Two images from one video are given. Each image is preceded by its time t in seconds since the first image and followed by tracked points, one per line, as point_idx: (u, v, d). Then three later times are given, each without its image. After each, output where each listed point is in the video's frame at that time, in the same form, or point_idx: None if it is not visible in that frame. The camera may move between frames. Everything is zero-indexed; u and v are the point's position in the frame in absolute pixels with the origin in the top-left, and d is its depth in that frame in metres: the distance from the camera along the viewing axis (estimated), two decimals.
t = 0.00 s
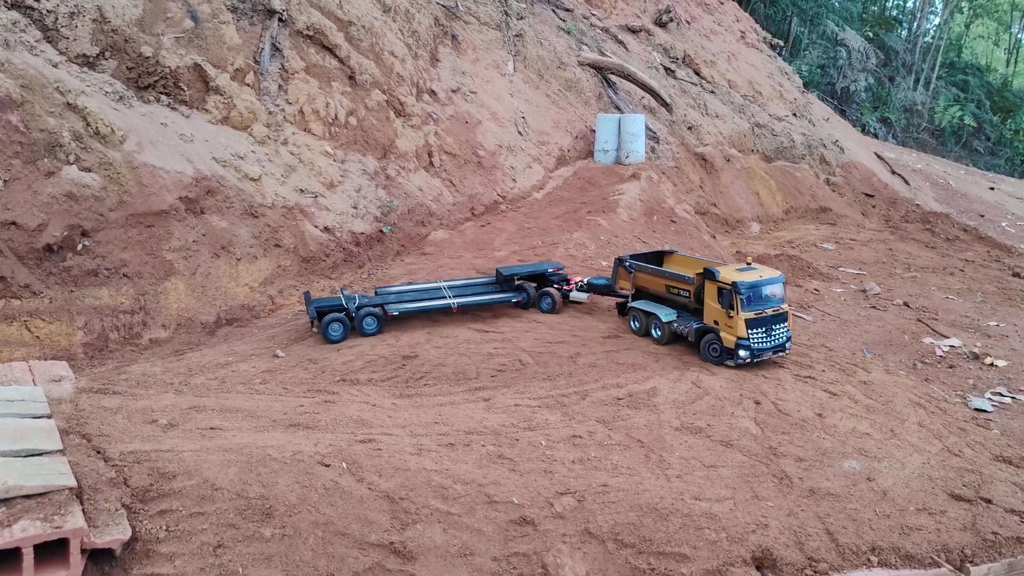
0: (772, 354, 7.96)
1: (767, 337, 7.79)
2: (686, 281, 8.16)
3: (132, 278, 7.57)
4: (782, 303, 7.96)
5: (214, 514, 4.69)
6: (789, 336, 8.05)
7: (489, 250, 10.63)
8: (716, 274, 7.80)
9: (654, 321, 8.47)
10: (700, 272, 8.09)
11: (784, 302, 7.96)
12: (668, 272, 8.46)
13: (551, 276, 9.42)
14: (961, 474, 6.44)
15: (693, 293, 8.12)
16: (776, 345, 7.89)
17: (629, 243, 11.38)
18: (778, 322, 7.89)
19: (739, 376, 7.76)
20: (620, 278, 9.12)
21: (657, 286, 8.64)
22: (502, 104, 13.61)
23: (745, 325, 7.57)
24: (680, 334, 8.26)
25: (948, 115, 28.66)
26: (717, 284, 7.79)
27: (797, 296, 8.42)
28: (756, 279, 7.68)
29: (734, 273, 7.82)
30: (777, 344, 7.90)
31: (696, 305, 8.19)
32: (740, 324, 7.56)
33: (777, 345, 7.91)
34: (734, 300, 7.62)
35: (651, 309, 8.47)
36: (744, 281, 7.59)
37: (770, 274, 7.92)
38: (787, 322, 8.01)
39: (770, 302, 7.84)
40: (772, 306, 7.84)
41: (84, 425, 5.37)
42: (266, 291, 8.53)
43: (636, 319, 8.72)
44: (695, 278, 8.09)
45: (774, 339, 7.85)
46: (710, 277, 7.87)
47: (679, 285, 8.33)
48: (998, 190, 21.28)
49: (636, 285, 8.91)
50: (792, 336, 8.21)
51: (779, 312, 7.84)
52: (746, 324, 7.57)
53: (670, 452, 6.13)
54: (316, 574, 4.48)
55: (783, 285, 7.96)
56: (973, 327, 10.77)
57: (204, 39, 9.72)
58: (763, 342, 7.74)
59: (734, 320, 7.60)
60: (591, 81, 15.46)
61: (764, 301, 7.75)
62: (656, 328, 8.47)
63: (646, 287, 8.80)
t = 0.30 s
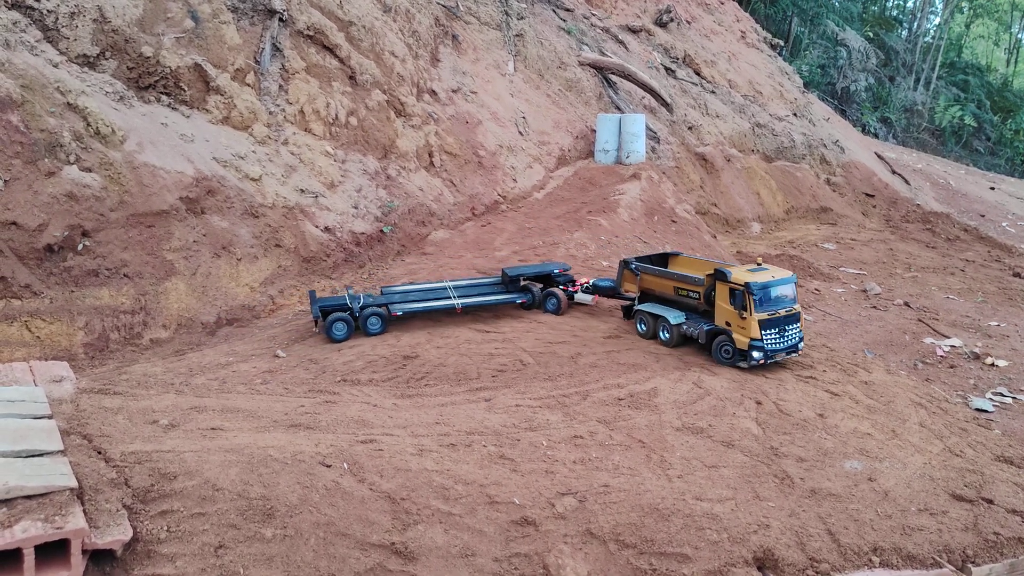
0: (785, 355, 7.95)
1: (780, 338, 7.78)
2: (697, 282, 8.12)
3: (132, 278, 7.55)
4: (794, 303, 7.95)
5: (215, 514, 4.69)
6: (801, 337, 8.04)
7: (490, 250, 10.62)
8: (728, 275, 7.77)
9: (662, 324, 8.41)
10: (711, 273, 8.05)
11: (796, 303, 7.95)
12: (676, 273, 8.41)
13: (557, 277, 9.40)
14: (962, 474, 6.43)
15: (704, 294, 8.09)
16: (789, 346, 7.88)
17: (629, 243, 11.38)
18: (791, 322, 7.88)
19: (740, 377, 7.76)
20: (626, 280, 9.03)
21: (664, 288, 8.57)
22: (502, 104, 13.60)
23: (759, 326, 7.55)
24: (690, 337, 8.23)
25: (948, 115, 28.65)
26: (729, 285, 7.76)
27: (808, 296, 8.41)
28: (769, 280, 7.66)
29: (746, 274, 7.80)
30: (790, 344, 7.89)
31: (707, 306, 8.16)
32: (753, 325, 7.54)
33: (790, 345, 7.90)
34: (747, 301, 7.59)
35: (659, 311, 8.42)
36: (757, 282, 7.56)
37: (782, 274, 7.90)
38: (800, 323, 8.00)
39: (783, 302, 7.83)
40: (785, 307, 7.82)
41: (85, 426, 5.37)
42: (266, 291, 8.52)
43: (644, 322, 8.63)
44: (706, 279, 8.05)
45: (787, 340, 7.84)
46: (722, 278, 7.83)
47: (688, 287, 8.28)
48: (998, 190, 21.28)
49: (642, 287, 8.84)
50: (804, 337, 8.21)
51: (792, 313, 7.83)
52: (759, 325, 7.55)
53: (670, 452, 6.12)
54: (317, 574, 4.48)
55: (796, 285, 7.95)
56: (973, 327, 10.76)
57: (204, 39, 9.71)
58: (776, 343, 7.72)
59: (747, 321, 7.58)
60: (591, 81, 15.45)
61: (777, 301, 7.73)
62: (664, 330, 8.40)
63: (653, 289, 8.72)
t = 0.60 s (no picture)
0: (790, 355, 7.96)
1: (785, 339, 7.78)
2: (701, 283, 8.11)
3: (132, 278, 7.55)
4: (799, 303, 7.96)
5: (216, 514, 4.68)
6: (806, 337, 8.05)
7: (489, 250, 10.62)
8: (733, 275, 7.77)
9: (665, 325, 8.40)
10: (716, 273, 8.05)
11: (801, 303, 7.95)
12: (679, 274, 8.40)
13: (559, 277, 9.38)
14: (963, 474, 6.43)
15: (708, 296, 8.08)
16: (794, 347, 7.89)
17: (629, 243, 11.37)
18: (796, 323, 7.89)
19: (741, 376, 7.76)
20: (628, 281, 9.02)
21: (667, 288, 8.57)
22: (502, 104, 13.59)
23: (764, 327, 7.55)
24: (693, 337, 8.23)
25: (948, 115, 28.66)
26: (734, 286, 7.76)
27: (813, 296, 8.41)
28: (774, 280, 7.67)
29: (751, 274, 7.80)
30: (795, 345, 7.90)
31: (711, 307, 8.16)
32: (758, 326, 7.54)
33: (795, 346, 7.91)
34: (752, 301, 7.60)
35: (661, 312, 8.41)
36: (762, 282, 7.56)
37: (786, 274, 7.90)
38: (804, 323, 8.01)
39: (788, 303, 7.84)
40: (790, 308, 7.83)
41: (85, 426, 5.36)
42: (266, 291, 8.51)
43: (646, 323, 8.61)
44: (710, 279, 8.05)
45: (792, 340, 7.85)
46: (727, 278, 7.83)
47: (692, 287, 8.29)
48: (998, 190, 21.28)
49: (645, 288, 8.83)
50: (809, 337, 8.22)
51: (797, 313, 7.84)
52: (764, 325, 7.55)
53: (671, 452, 6.12)
54: (317, 574, 4.48)
55: (800, 286, 7.95)
56: (973, 327, 10.76)
57: (204, 39, 9.71)
58: (781, 343, 7.73)
59: (752, 321, 7.58)
60: (591, 81, 15.44)
61: (781, 302, 7.74)
62: (666, 331, 8.39)
63: (656, 290, 8.71)
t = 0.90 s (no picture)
0: (791, 356, 7.98)
1: (786, 339, 7.80)
2: (702, 283, 8.13)
3: (132, 278, 7.55)
4: (801, 304, 7.98)
5: (217, 514, 4.69)
6: (807, 338, 8.07)
7: (489, 250, 10.63)
8: (735, 276, 7.78)
9: (666, 325, 8.40)
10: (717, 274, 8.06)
11: (803, 303, 7.97)
12: (680, 274, 8.41)
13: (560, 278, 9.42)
14: (963, 474, 6.44)
15: (709, 296, 8.09)
16: (796, 347, 7.91)
17: (629, 243, 11.38)
18: (798, 323, 7.90)
19: (741, 376, 7.77)
20: (629, 281, 9.01)
21: (668, 289, 8.58)
22: (502, 104, 13.60)
23: (766, 328, 7.56)
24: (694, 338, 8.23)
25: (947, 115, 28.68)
26: (735, 286, 7.77)
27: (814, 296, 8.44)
28: (775, 280, 7.68)
29: (752, 274, 7.81)
30: (796, 345, 7.92)
31: (712, 308, 8.17)
32: (760, 326, 7.55)
33: (796, 346, 7.93)
34: (753, 301, 7.61)
35: (662, 312, 8.41)
36: (763, 283, 7.58)
37: (788, 274, 7.92)
38: (806, 324, 8.03)
39: (789, 304, 7.85)
40: (791, 308, 7.84)
41: (86, 426, 5.36)
42: (267, 291, 8.51)
43: (647, 323, 8.61)
44: (711, 280, 8.06)
45: (793, 341, 7.87)
46: (728, 278, 7.83)
47: (693, 288, 8.29)
48: (998, 190, 21.30)
49: (645, 289, 8.83)
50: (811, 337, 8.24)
51: (798, 314, 7.85)
52: (765, 326, 7.57)
53: (671, 453, 6.12)
54: (319, 574, 4.48)
55: (802, 286, 7.96)
56: (973, 327, 10.77)
57: (204, 40, 9.71)
58: (783, 344, 7.75)
59: (754, 322, 7.60)
60: (591, 82, 15.45)
61: (783, 302, 7.75)
62: (667, 331, 8.39)
63: (656, 290, 8.71)
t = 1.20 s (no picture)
0: (802, 359, 7.93)
1: (798, 343, 7.75)
2: (711, 286, 8.04)
3: (132, 278, 7.55)
4: (811, 307, 7.94)
5: (216, 515, 4.70)
6: (817, 341, 8.03)
7: (489, 250, 10.64)
8: (746, 279, 7.71)
9: (672, 327, 8.31)
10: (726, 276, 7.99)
11: (813, 307, 7.93)
12: (687, 276, 8.33)
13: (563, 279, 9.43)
14: (962, 475, 6.44)
15: (718, 299, 8.02)
16: (806, 351, 7.87)
17: (629, 244, 11.39)
18: (808, 326, 7.86)
19: (740, 376, 7.78)
20: (632, 283, 9.05)
21: (675, 291, 8.50)
22: (502, 104, 13.61)
23: (778, 331, 7.51)
24: (701, 340, 8.18)
25: (947, 115, 28.68)
26: (747, 289, 7.70)
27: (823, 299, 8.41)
28: (787, 283, 7.63)
29: (763, 277, 7.75)
30: (807, 348, 7.88)
31: (721, 310, 8.10)
32: (772, 329, 7.50)
33: (807, 350, 7.89)
34: (765, 304, 7.55)
35: (669, 313, 8.33)
36: (775, 285, 7.52)
37: (799, 277, 7.88)
38: (816, 327, 8.00)
39: (801, 306, 7.81)
40: (803, 311, 7.81)
41: (85, 426, 5.37)
42: (266, 291, 8.52)
43: (652, 325, 8.52)
44: (721, 282, 7.98)
45: (804, 344, 7.83)
46: (738, 281, 7.77)
47: (701, 290, 8.21)
48: (998, 190, 21.30)
49: (651, 290, 8.77)
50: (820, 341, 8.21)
51: (809, 317, 7.82)
52: (777, 329, 7.52)
53: (670, 453, 6.13)
54: (317, 574, 4.48)
55: (813, 289, 7.92)
56: (973, 327, 10.78)
57: (204, 40, 9.72)
58: (794, 347, 7.70)
59: (766, 325, 7.54)
60: (591, 82, 15.46)
61: (794, 305, 7.71)
62: (675, 333, 8.29)
63: (662, 292, 8.67)
